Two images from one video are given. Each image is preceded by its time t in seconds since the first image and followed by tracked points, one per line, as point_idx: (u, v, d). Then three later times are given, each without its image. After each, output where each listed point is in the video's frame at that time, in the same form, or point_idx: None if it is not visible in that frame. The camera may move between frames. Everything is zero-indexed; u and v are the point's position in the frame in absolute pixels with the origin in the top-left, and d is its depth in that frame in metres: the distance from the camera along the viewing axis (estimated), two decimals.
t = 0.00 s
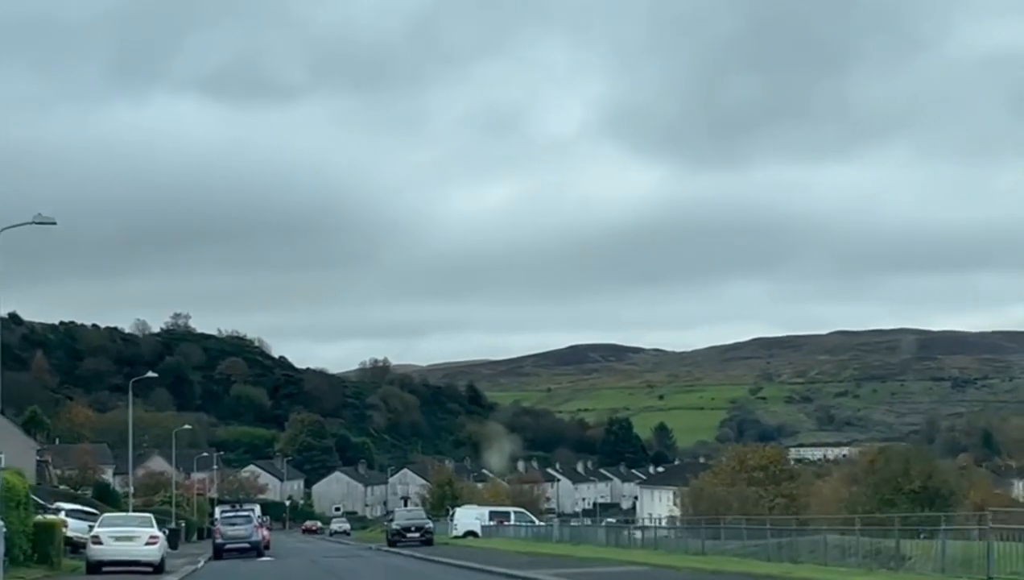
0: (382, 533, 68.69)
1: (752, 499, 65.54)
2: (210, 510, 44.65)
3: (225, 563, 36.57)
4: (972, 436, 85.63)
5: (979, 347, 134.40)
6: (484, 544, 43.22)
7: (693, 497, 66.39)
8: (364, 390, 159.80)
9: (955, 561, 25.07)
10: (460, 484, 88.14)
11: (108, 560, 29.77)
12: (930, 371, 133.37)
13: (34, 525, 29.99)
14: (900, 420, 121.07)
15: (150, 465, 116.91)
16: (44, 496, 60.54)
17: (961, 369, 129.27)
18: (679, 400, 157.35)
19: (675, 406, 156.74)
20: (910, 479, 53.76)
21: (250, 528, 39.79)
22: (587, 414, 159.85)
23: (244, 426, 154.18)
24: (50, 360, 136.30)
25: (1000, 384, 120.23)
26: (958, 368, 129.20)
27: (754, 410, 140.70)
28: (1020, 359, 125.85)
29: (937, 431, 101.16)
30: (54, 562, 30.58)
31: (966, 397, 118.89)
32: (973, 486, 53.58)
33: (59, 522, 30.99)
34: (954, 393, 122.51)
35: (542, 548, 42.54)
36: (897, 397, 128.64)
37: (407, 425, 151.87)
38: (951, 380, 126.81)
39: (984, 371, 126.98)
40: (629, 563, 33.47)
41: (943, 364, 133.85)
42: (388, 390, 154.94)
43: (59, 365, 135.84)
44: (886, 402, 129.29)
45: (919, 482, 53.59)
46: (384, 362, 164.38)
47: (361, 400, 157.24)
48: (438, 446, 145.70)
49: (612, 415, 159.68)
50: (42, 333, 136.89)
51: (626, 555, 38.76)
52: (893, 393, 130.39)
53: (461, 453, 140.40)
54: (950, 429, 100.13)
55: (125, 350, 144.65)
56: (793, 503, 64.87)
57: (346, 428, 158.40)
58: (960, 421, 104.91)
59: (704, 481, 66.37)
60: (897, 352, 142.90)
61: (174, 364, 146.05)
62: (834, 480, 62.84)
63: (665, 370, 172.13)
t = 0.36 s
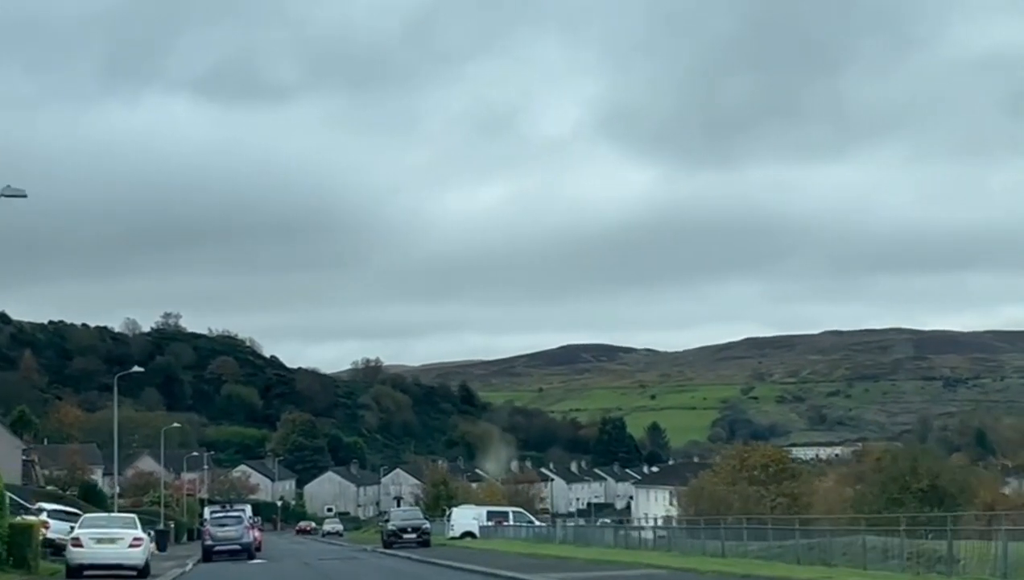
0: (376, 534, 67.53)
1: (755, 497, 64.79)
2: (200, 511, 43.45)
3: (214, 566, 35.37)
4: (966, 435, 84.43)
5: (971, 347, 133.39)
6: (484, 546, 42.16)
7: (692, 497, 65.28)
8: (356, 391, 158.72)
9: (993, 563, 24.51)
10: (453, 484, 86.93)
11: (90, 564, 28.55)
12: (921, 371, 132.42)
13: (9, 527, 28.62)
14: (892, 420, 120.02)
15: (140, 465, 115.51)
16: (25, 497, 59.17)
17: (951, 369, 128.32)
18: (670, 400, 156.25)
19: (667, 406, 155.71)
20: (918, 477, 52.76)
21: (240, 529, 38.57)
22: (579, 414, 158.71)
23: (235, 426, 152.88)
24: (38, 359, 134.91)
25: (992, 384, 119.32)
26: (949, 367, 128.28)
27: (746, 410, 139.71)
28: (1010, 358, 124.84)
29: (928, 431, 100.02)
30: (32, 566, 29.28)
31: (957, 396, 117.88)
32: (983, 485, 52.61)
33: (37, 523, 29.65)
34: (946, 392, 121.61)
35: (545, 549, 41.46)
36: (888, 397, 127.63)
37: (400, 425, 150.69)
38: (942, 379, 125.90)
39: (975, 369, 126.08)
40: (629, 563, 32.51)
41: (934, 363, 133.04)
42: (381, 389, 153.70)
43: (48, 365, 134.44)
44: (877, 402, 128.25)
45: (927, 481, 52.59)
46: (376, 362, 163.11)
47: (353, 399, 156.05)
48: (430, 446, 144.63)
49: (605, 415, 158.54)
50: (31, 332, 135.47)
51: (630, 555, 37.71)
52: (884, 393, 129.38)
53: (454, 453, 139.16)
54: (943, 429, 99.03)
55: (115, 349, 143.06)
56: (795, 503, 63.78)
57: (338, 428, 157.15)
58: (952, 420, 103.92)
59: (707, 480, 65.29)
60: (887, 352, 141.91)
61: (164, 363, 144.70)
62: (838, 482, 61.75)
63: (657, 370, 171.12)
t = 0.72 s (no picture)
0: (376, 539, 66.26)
1: (763, 499, 63.68)
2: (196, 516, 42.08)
3: (207, 573, 34.02)
4: (967, 431, 83.07)
5: (969, 350, 132.21)
6: (488, 552, 40.85)
7: (699, 500, 64.05)
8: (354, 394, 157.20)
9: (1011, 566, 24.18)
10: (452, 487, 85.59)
11: (72, 574, 27.21)
12: (918, 374, 131.22)
13: None
14: (891, 423, 118.74)
15: (136, 469, 114.14)
16: (14, 502, 57.74)
17: (949, 372, 127.17)
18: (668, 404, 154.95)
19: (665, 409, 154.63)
20: (936, 479, 51.76)
21: (236, 535, 37.15)
22: (577, 418, 157.51)
23: (233, 430, 151.51)
24: (34, 363, 133.49)
25: (988, 385, 118.81)
26: (946, 370, 127.30)
27: (742, 413, 138.88)
28: (1009, 361, 123.64)
29: (927, 434, 98.79)
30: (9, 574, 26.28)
31: (956, 398, 116.89)
32: (1004, 487, 51.63)
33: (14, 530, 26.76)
34: (943, 393, 120.66)
35: (552, 555, 40.13)
36: (886, 400, 126.38)
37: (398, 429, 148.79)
38: (939, 381, 124.90)
39: (972, 371, 125.14)
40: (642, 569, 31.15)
41: (931, 366, 132.02)
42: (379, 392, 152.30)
43: (43, 369, 133.02)
44: (875, 405, 127.02)
45: (945, 482, 51.59)
46: (373, 365, 161.74)
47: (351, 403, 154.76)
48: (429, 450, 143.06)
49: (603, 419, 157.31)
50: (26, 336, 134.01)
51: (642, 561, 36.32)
52: (882, 396, 128.13)
53: (452, 457, 137.86)
54: (943, 432, 97.80)
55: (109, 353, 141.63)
56: (805, 505, 62.54)
57: (336, 432, 155.76)
58: (951, 422, 102.81)
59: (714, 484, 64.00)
60: (885, 356, 140.74)
61: (160, 368, 143.34)
62: (850, 486, 60.62)
63: (654, 374, 169.99)
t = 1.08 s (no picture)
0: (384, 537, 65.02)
1: (782, 494, 62.50)
2: (199, 514, 40.79)
3: (208, 572, 32.68)
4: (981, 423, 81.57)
5: (976, 346, 130.69)
6: (504, 550, 39.49)
7: (718, 496, 62.75)
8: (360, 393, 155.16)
9: None
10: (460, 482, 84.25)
11: (63, 574, 25.92)
12: (926, 370, 129.71)
13: None
14: (899, 420, 117.29)
15: (139, 468, 112.87)
16: (12, 501, 56.47)
17: (956, 369, 125.67)
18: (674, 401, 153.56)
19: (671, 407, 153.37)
20: (961, 474, 50.71)
21: (239, 534, 35.79)
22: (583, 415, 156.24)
23: (238, 429, 150.20)
24: (35, 362, 132.29)
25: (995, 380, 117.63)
26: (952, 366, 126.02)
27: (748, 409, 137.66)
28: (1017, 356, 122.12)
29: (935, 431, 97.37)
30: None
31: (962, 394, 115.64)
32: None
33: None
34: (949, 389, 119.40)
35: (572, 552, 38.78)
36: (893, 397, 124.88)
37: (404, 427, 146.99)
38: (945, 378, 123.65)
39: (978, 367, 123.87)
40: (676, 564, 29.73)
41: (936, 362, 130.74)
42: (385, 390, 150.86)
43: (45, 368, 131.72)
44: (883, 402, 125.55)
45: (972, 477, 50.48)
46: (379, 364, 160.46)
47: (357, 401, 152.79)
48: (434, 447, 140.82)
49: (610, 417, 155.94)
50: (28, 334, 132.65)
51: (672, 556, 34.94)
52: (890, 392, 126.65)
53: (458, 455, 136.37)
54: (951, 427, 96.38)
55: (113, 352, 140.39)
56: (825, 502, 61.29)
57: (341, 430, 154.53)
58: (959, 417, 101.52)
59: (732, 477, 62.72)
60: (891, 352, 139.22)
61: (164, 366, 142.06)
62: (871, 487, 59.23)
63: (660, 371, 168.76)
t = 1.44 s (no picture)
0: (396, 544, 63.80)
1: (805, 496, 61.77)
2: (206, 520, 39.51)
3: None
4: (990, 416, 80.48)
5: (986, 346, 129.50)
6: (522, 555, 38.16)
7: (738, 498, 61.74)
8: (368, 394, 150.60)
9: None
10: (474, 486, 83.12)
11: None
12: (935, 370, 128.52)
13: None
14: (910, 423, 116.10)
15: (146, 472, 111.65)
16: (14, 506, 55.24)
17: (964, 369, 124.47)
18: (683, 404, 152.35)
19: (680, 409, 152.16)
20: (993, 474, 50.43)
21: (248, 540, 34.46)
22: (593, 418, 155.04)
23: (246, 433, 148.96)
24: (41, 367, 131.11)
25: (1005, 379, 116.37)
26: (961, 365, 124.76)
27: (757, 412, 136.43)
28: None
29: (945, 433, 96.17)
30: None
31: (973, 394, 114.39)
32: None
33: None
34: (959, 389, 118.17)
35: (591, 558, 37.52)
36: (901, 398, 123.76)
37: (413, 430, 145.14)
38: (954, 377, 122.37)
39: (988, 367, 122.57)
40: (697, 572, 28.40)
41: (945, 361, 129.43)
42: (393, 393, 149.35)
43: (52, 372, 130.42)
44: (891, 403, 124.36)
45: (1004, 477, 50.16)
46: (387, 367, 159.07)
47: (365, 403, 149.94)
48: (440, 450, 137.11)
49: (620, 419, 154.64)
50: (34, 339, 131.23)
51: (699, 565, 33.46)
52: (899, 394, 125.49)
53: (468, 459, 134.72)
54: (962, 427, 95.25)
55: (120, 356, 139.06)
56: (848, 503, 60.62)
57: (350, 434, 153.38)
58: (970, 416, 100.28)
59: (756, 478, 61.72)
60: (899, 352, 138.05)
61: (171, 370, 140.79)
62: (893, 490, 58.19)
63: (668, 373, 167.63)
